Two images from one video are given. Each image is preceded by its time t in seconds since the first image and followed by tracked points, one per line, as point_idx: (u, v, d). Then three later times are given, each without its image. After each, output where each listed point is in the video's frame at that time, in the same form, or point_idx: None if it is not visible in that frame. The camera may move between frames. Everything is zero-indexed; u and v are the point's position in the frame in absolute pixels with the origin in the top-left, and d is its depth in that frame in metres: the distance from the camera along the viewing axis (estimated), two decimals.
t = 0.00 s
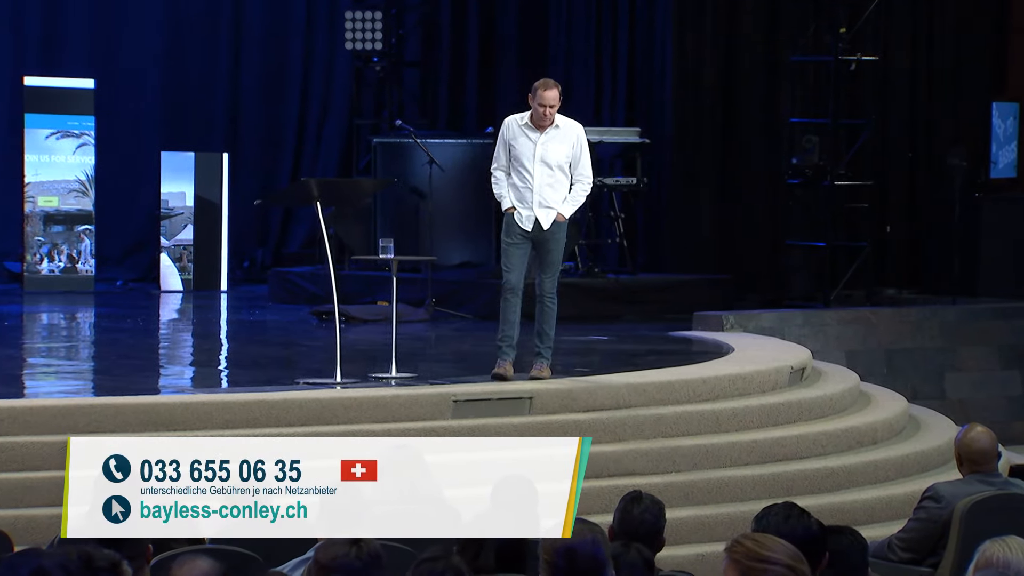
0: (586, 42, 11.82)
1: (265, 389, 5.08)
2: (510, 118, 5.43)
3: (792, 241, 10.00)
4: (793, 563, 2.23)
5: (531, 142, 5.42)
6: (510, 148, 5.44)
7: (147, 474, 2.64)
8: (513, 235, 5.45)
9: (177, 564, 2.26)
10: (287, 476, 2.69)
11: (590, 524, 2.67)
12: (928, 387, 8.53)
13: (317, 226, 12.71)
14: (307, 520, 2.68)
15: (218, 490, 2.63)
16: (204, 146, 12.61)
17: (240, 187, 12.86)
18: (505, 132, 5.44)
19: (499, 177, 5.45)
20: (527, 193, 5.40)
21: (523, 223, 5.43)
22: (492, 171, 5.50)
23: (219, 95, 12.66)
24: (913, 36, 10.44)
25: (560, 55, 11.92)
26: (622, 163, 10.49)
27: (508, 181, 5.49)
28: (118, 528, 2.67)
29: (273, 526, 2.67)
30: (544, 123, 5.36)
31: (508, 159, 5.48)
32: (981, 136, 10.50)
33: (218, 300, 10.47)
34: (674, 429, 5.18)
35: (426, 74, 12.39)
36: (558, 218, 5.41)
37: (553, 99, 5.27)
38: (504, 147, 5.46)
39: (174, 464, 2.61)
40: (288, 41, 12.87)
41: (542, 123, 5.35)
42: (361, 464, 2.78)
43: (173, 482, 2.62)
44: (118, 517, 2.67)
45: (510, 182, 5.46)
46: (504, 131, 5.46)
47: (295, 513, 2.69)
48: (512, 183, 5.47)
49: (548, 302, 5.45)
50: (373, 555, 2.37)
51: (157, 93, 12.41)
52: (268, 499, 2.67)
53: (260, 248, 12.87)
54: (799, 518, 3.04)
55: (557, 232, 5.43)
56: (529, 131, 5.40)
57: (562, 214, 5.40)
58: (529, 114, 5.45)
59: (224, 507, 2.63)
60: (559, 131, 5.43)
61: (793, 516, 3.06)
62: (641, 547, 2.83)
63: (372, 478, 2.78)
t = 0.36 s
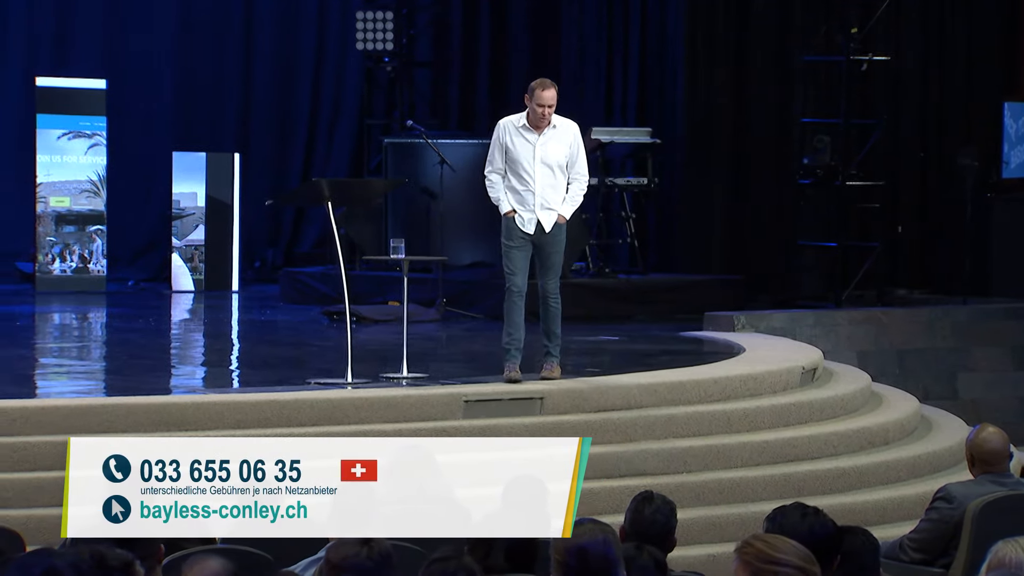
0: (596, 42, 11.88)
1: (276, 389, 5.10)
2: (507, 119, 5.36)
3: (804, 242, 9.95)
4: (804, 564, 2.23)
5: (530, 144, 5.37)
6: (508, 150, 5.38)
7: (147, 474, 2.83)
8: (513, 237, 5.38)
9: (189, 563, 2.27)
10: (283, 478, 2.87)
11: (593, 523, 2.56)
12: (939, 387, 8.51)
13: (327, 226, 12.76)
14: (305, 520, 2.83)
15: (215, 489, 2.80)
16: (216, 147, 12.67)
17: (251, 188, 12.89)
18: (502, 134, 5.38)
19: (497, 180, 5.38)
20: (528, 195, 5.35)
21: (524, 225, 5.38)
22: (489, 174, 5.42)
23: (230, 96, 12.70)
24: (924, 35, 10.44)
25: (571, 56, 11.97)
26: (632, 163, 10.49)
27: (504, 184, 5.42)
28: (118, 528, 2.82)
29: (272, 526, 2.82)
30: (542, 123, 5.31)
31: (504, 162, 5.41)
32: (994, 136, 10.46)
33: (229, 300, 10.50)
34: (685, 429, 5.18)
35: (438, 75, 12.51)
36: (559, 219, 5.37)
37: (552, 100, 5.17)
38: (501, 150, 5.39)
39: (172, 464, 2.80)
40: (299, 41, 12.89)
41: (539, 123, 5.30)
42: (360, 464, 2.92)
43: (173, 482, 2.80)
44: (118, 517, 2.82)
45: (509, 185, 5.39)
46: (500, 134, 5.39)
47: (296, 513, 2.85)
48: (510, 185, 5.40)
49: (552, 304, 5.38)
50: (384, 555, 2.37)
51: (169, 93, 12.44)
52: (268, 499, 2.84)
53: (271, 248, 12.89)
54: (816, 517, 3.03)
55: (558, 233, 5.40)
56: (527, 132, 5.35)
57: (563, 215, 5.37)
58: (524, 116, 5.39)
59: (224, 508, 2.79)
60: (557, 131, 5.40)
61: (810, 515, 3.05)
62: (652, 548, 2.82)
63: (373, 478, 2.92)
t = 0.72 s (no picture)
0: (602, 42, 11.96)
1: (283, 389, 5.10)
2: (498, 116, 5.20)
3: (810, 241, 9.89)
4: (808, 566, 2.23)
5: (522, 139, 5.20)
6: (500, 147, 5.21)
7: (147, 475, 3.09)
8: (509, 237, 5.21)
9: (195, 563, 2.27)
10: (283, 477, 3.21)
11: (599, 523, 2.54)
12: (947, 387, 8.49)
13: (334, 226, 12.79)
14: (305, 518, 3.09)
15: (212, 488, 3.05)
16: (223, 147, 12.70)
17: (258, 188, 12.91)
18: (493, 130, 5.20)
19: (490, 177, 5.20)
20: (522, 192, 5.17)
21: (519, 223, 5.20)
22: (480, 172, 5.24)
23: (237, 96, 12.73)
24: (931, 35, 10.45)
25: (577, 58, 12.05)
26: (639, 163, 10.51)
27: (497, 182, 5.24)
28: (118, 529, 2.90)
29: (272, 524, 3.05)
30: (535, 116, 5.14)
31: (496, 159, 5.23)
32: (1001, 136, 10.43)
33: (236, 300, 10.51)
34: (691, 429, 5.18)
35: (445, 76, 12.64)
36: (556, 214, 5.20)
37: (544, 92, 5.02)
38: (492, 147, 5.22)
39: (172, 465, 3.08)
40: (306, 42, 12.93)
41: (533, 117, 5.13)
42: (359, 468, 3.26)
43: (173, 481, 3.05)
44: (118, 518, 2.92)
45: (502, 182, 5.21)
46: (492, 131, 5.21)
47: (294, 513, 3.14)
48: (502, 183, 5.22)
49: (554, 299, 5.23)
50: (390, 554, 2.33)
51: (176, 94, 12.46)
52: (267, 499, 3.11)
53: (278, 248, 12.91)
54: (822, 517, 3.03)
55: (555, 229, 5.22)
56: (520, 127, 5.19)
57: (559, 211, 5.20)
58: (516, 112, 5.22)
59: (224, 507, 3.00)
60: (549, 126, 5.23)
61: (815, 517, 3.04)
62: (660, 549, 2.81)
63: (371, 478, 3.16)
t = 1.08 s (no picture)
0: (601, 42, 11.97)
1: (283, 389, 5.10)
2: (500, 117, 5.20)
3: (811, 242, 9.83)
4: (809, 568, 2.23)
5: (523, 141, 5.20)
6: (501, 148, 5.21)
7: (147, 475, 3.09)
8: (509, 240, 5.21)
9: (196, 564, 2.27)
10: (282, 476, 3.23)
11: (599, 523, 2.54)
12: (947, 387, 8.49)
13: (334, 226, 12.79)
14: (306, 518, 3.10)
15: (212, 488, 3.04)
16: (223, 147, 12.71)
17: (258, 188, 12.91)
18: (494, 131, 5.21)
19: (489, 178, 5.20)
20: (522, 193, 5.16)
21: (519, 225, 5.18)
22: (480, 173, 5.23)
23: (237, 96, 12.74)
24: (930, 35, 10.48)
25: (577, 58, 12.06)
26: (639, 162, 10.51)
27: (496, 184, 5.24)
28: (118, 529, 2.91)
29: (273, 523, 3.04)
30: (537, 119, 5.13)
31: (496, 161, 5.23)
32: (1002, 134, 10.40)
33: (236, 300, 10.50)
34: (691, 429, 5.17)
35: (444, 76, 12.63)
36: (556, 215, 5.18)
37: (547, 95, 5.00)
38: (493, 148, 5.22)
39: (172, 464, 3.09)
40: (306, 42, 12.94)
41: (534, 119, 5.12)
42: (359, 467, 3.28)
43: (173, 480, 3.06)
44: (117, 518, 2.92)
45: (502, 183, 5.21)
46: (492, 132, 5.22)
47: (295, 513, 3.15)
48: (502, 185, 5.21)
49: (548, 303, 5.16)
50: (389, 554, 2.33)
51: (176, 93, 12.47)
52: (267, 499, 3.09)
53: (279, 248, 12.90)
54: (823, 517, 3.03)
55: (554, 231, 5.21)
56: (522, 128, 5.19)
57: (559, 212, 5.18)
58: (517, 114, 5.22)
59: (225, 507, 2.99)
60: (551, 128, 5.23)
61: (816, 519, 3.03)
62: (659, 549, 2.81)
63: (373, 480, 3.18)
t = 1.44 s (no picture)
0: (600, 41, 11.96)
1: (281, 389, 5.09)
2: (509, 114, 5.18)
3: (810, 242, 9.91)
4: (806, 567, 2.23)
5: (530, 140, 5.18)
6: (507, 145, 5.19)
7: (147, 475, 3.12)
8: (509, 236, 5.17)
9: (194, 563, 2.26)
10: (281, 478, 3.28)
11: (598, 523, 2.53)
12: (946, 387, 8.49)
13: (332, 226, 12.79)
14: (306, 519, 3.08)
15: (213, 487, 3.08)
16: (222, 146, 12.72)
17: (256, 188, 12.91)
18: (502, 127, 5.18)
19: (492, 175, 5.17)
20: (525, 192, 5.15)
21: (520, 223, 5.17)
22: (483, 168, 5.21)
23: (235, 95, 12.74)
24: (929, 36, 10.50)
25: (575, 58, 12.06)
26: (637, 162, 10.51)
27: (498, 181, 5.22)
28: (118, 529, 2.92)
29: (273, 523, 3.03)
30: (546, 118, 5.11)
31: (501, 158, 5.20)
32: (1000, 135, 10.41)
33: (233, 300, 10.47)
34: (689, 429, 5.18)
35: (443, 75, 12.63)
36: (558, 217, 5.19)
37: (559, 93, 4.99)
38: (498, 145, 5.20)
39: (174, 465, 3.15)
40: (304, 42, 12.94)
41: (543, 119, 5.10)
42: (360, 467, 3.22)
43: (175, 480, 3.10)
44: (118, 518, 2.93)
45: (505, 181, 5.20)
46: (500, 129, 5.19)
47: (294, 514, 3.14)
48: (505, 182, 5.20)
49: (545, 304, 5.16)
50: (387, 555, 2.32)
51: (175, 93, 12.47)
52: (267, 499, 3.14)
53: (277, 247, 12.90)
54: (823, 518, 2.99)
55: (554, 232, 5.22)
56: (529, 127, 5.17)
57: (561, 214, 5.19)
58: (525, 111, 5.20)
59: (225, 507, 3.00)
60: (557, 129, 5.23)
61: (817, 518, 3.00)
62: (658, 549, 2.80)
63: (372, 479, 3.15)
